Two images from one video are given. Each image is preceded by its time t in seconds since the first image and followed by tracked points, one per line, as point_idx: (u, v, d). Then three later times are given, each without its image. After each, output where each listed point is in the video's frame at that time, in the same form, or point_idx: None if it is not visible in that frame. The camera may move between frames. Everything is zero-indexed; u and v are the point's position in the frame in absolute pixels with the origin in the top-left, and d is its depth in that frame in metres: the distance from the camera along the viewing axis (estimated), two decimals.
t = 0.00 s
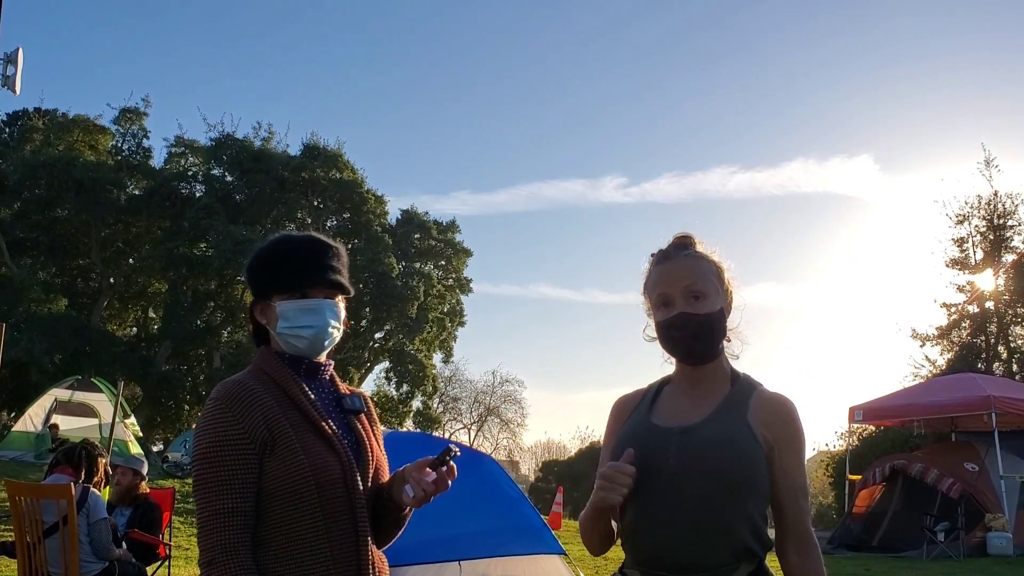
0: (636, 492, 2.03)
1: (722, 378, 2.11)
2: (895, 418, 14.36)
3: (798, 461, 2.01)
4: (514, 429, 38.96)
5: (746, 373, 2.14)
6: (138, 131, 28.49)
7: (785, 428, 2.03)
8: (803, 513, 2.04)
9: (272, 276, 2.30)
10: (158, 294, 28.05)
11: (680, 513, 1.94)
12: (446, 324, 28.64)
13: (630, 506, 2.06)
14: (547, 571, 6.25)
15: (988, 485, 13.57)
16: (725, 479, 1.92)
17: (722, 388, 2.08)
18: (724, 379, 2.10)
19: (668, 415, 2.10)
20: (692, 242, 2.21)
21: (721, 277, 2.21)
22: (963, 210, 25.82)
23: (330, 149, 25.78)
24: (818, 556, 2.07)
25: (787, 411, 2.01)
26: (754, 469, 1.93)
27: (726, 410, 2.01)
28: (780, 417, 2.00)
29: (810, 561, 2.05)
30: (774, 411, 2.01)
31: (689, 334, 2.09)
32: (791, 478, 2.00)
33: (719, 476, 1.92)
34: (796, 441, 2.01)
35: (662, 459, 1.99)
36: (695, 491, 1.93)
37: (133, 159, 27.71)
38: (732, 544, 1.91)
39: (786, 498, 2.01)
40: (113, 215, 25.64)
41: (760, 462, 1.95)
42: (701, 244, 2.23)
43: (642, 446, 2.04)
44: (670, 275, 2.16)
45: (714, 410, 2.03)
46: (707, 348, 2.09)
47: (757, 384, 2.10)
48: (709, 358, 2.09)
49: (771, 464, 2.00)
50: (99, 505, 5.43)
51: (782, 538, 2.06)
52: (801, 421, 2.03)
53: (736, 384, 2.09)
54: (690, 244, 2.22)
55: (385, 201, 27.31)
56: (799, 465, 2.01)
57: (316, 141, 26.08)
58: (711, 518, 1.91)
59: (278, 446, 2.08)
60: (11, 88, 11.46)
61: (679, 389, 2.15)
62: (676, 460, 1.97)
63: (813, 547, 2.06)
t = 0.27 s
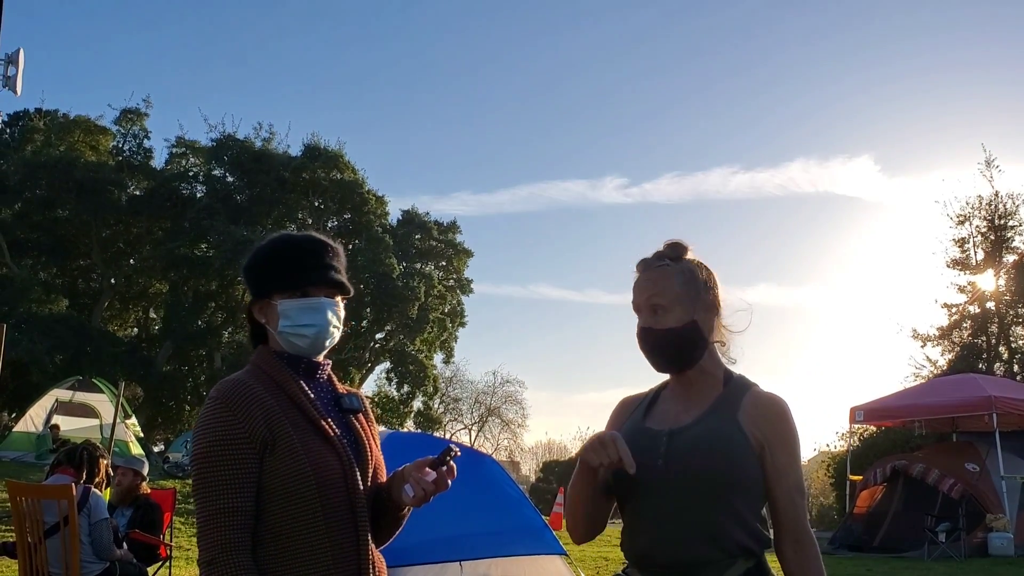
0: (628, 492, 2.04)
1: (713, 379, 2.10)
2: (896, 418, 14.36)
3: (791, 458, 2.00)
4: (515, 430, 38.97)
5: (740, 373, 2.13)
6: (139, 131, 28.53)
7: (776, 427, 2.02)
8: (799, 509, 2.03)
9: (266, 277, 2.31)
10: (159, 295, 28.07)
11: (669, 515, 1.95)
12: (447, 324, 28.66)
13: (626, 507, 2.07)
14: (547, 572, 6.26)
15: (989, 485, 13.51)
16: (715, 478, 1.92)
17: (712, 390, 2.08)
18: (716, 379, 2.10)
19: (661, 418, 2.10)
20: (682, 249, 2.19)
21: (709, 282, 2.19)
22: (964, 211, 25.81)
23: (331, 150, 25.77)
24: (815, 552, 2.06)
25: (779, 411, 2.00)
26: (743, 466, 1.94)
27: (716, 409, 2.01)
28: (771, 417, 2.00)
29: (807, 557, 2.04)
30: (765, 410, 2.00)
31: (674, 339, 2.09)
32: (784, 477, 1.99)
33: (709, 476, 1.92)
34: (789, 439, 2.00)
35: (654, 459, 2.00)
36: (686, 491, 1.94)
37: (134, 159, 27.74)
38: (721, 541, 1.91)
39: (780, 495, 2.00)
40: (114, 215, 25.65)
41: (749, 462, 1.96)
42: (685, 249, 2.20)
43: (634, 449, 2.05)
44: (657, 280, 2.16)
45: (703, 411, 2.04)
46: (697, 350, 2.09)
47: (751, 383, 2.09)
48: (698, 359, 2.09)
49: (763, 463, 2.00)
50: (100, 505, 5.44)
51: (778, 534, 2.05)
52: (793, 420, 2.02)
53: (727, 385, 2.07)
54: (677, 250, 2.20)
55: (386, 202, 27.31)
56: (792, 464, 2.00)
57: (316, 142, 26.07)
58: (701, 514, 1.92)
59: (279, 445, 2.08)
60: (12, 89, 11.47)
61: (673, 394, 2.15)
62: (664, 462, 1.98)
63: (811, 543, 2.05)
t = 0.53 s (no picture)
0: (629, 492, 2.04)
1: (720, 379, 2.09)
2: (896, 418, 14.36)
3: (797, 458, 1.99)
4: (516, 430, 38.97)
5: (745, 373, 2.12)
6: (139, 132, 28.56)
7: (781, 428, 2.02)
8: (803, 511, 2.03)
9: (258, 280, 2.31)
10: (160, 295, 28.11)
11: (671, 515, 1.96)
12: (448, 325, 28.66)
13: (626, 507, 2.07)
14: (547, 572, 6.26)
15: (989, 486, 13.48)
16: (718, 479, 1.92)
17: (718, 390, 2.07)
18: (720, 379, 2.09)
19: (664, 416, 2.09)
20: (690, 246, 2.19)
21: (717, 279, 2.18)
22: (964, 211, 25.80)
23: (331, 150, 25.74)
24: (820, 550, 2.07)
25: (785, 411, 2.00)
26: (748, 467, 1.94)
27: (719, 410, 2.01)
28: (777, 418, 1.99)
29: (812, 557, 2.05)
30: (769, 412, 2.00)
31: (672, 340, 2.09)
32: (787, 476, 1.99)
33: (713, 476, 1.92)
34: (795, 440, 1.99)
35: (656, 460, 1.99)
36: (688, 491, 1.94)
37: (134, 160, 27.76)
38: (724, 541, 1.92)
39: (784, 494, 2.00)
40: (115, 216, 25.67)
41: (754, 463, 1.95)
42: (693, 245, 2.20)
43: (635, 449, 2.04)
44: (658, 278, 2.15)
45: (707, 411, 2.03)
46: (697, 350, 2.09)
47: (756, 384, 2.08)
48: (700, 358, 2.09)
49: (766, 463, 2.00)
50: (100, 506, 5.44)
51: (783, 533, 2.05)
52: (799, 422, 2.02)
53: (734, 385, 2.07)
54: (685, 247, 2.20)
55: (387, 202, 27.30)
56: (798, 463, 2.00)
57: (317, 142, 26.04)
58: (703, 515, 1.93)
59: (281, 444, 2.08)
60: (12, 90, 11.48)
61: (678, 393, 2.14)
62: (667, 462, 1.97)
63: (816, 544, 2.05)
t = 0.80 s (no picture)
0: (649, 493, 2.04)
1: (736, 378, 2.08)
2: (898, 418, 14.34)
3: (818, 457, 1.97)
4: (517, 430, 38.96)
5: (762, 370, 2.11)
6: (141, 132, 28.57)
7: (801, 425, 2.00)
8: (826, 508, 2.01)
9: (257, 279, 2.31)
10: (161, 295, 28.11)
11: (692, 517, 1.95)
12: (449, 325, 28.64)
13: (647, 509, 2.07)
14: (548, 571, 6.26)
15: (990, 486, 13.42)
16: (738, 477, 1.91)
17: (735, 389, 2.06)
18: (736, 376, 2.09)
19: (683, 418, 2.10)
20: (699, 242, 2.19)
21: (728, 274, 2.18)
22: (965, 211, 25.77)
23: (332, 150, 25.71)
24: (845, 552, 2.04)
25: (803, 408, 1.98)
26: (769, 465, 1.92)
27: (737, 408, 2.00)
28: (796, 414, 1.97)
29: (837, 559, 2.03)
30: (787, 408, 1.98)
31: (691, 333, 2.09)
32: (811, 476, 1.97)
33: (732, 476, 1.91)
34: (816, 437, 1.97)
35: (675, 460, 1.99)
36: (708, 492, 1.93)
37: (135, 160, 27.76)
38: (745, 541, 1.90)
39: (805, 492, 1.98)
40: (116, 216, 25.68)
41: (774, 460, 1.93)
42: (702, 241, 2.21)
43: (655, 449, 2.04)
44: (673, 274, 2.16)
45: (725, 409, 2.03)
46: (714, 346, 2.08)
47: (774, 380, 2.07)
48: (718, 354, 2.09)
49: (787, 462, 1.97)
50: (101, 505, 5.44)
51: (808, 535, 2.04)
52: (820, 418, 1.99)
53: (750, 383, 2.06)
54: (695, 242, 2.20)
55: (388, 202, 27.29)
56: (819, 462, 1.97)
57: (318, 142, 26.01)
58: (723, 515, 1.91)
59: (285, 444, 2.08)
60: (13, 90, 11.48)
61: (696, 393, 2.14)
62: (685, 461, 1.97)
63: (842, 544, 2.03)
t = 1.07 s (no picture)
0: (675, 495, 1.99)
1: (757, 374, 2.07)
2: (899, 419, 14.32)
3: (846, 451, 1.94)
4: (518, 430, 38.96)
5: (782, 366, 2.09)
6: (142, 132, 28.59)
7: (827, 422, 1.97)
8: (855, 505, 1.97)
9: (260, 276, 2.31)
10: (162, 295, 28.12)
11: (717, 517, 1.91)
12: (450, 325, 28.64)
13: (671, 512, 2.02)
14: (549, 572, 6.25)
15: (991, 487, 13.52)
16: (768, 474, 1.87)
17: (758, 385, 2.04)
18: (758, 372, 2.07)
19: (704, 416, 2.06)
20: (718, 233, 2.19)
21: (750, 267, 2.19)
22: (967, 211, 25.74)
23: (333, 150, 25.68)
24: (877, 549, 2.00)
25: (828, 402, 1.95)
26: (799, 462, 1.89)
27: (761, 407, 1.97)
28: (820, 410, 1.94)
29: (869, 555, 1.98)
30: (813, 404, 1.95)
31: (719, 327, 2.06)
32: (840, 472, 1.93)
33: (757, 474, 1.87)
34: (842, 432, 1.94)
35: (704, 461, 1.94)
36: (735, 490, 1.89)
37: (136, 160, 27.77)
38: (777, 542, 1.86)
39: (835, 489, 1.93)
40: (117, 216, 25.70)
41: (802, 458, 1.90)
42: (722, 235, 2.22)
43: (678, 451, 1.99)
44: (694, 267, 2.14)
45: (749, 407, 2.00)
46: (742, 339, 2.07)
47: (795, 376, 2.04)
48: (740, 349, 2.07)
49: (815, 458, 1.94)
50: (101, 505, 5.43)
51: (837, 533, 1.99)
52: (844, 414, 1.97)
53: (772, 378, 2.04)
54: (714, 236, 2.21)
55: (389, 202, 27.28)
56: (847, 457, 1.94)
57: (319, 142, 25.99)
58: (753, 514, 1.87)
59: (287, 444, 2.08)
60: (14, 90, 11.48)
61: (714, 388, 2.12)
62: (713, 461, 1.93)
63: (873, 542, 1.99)
